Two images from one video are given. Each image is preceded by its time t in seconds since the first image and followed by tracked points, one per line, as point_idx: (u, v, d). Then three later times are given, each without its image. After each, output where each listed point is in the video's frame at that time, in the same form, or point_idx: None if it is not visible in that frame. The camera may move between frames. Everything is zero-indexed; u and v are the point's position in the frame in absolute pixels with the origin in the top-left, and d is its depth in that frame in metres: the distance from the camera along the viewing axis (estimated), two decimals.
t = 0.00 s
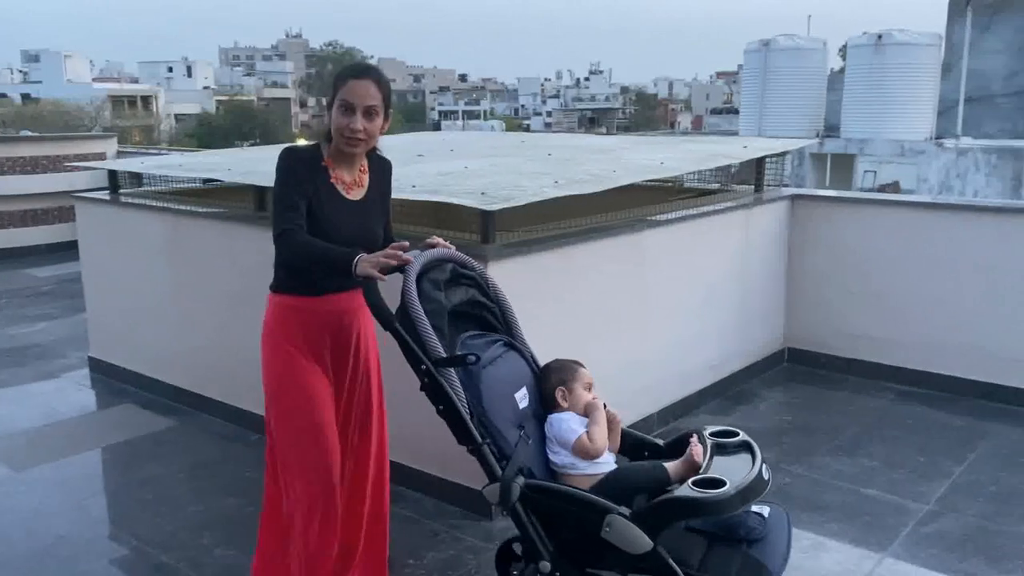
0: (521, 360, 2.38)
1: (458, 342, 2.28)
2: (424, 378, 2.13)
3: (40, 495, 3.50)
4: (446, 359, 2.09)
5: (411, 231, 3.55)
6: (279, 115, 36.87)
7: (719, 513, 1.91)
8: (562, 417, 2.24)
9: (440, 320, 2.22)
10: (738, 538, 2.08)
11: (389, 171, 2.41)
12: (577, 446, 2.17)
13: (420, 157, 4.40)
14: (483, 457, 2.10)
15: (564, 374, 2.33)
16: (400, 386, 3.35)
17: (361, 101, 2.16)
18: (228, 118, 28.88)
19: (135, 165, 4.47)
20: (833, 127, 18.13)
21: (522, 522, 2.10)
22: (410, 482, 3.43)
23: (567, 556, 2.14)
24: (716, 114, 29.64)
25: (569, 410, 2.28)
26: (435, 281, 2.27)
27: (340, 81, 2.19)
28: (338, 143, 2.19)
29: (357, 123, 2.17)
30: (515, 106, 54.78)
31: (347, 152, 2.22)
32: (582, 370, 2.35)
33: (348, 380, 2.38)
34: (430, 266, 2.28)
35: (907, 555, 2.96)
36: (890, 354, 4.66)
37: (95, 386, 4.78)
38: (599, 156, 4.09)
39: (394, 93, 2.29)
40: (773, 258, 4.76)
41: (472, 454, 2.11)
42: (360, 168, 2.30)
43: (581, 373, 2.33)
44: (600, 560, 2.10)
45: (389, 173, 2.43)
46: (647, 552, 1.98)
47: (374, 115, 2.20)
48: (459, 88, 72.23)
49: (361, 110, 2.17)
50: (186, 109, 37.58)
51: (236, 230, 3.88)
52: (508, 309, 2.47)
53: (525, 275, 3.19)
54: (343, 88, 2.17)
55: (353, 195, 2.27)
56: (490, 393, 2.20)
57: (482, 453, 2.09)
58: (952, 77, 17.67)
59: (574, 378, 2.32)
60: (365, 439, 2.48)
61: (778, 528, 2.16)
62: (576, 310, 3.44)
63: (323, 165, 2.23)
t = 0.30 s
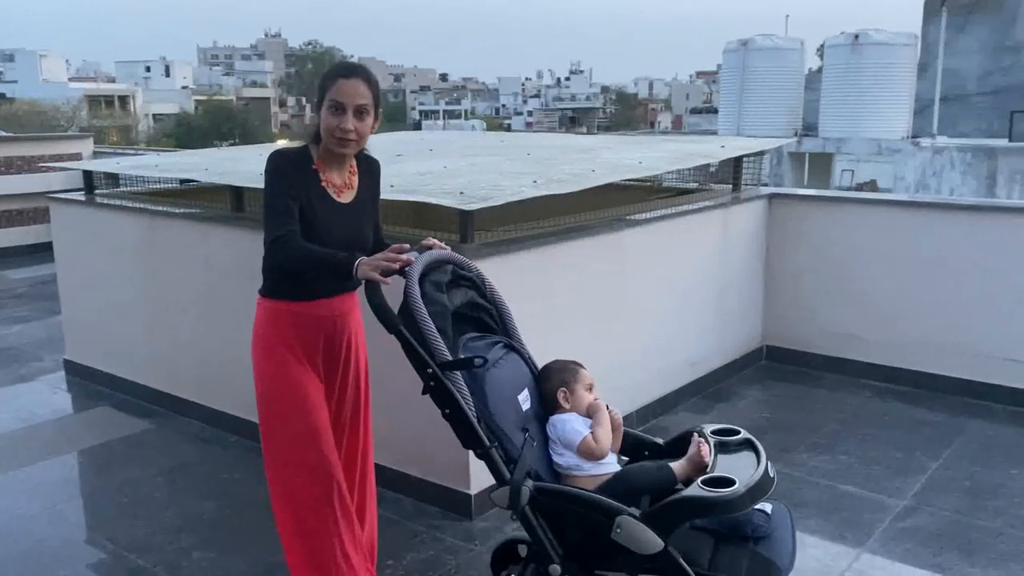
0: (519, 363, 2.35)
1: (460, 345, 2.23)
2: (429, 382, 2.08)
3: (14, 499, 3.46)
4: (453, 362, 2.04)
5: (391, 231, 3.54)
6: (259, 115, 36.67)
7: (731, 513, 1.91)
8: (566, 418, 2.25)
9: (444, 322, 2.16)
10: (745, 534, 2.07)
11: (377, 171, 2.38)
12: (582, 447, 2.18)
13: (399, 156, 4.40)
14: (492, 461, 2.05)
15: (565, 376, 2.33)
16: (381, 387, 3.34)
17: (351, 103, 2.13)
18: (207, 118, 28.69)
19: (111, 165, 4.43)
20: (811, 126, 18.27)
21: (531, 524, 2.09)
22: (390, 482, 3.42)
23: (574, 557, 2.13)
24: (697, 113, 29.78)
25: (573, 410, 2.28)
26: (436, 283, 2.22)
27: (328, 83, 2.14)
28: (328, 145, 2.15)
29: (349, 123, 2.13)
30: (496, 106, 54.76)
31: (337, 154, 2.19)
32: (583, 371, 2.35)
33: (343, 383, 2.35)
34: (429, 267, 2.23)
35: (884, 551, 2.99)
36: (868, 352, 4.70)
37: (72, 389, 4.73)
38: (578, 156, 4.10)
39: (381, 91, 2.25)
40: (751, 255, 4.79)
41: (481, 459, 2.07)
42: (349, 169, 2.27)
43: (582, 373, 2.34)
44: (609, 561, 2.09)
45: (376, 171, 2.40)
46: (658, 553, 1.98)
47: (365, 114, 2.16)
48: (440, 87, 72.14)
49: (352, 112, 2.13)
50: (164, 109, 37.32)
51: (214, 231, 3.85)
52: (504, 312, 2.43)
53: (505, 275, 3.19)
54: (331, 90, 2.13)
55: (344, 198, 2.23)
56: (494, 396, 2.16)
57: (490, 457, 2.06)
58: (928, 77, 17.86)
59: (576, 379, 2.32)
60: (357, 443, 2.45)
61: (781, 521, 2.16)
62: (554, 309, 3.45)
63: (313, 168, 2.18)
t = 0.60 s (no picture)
0: (519, 362, 2.33)
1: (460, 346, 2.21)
2: (431, 384, 2.06)
3: None
4: (456, 364, 2.02)
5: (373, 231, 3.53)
6: (239, 114, 36.50)
7: (736, 509, 1.91)
8: (565, 419, 2.22)
9: (445, 323, 2.14)
10: (746, 530, 2.04)
11: (360, 165, 2.37)
12: (583, 449, 2.17)
13: (379, 155, 4.39)
14: (497, 463, 2.05)
15: (564, 375, 2.29)
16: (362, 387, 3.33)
17: (333, 97, 2.12)
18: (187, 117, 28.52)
19: (88, 165, 4.39)
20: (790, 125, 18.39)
21: (537, 526, 2.08)
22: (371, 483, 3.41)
23: (578, 556, 2.13)
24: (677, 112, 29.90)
25: (572, 411, 2.26)
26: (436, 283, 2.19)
27: (305, 79, 2.13)
28: (315, 142, 2.14)
29: (334, 117, 2.12)
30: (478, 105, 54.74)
31: (325, 151, 2.17)
32: (581, 370, 2.32)
33: (344, 386, 2.31)
34: (429, 268, 2.20)
35: (863, 546, 3.01)
36: (847, 349, 4.73)
37: (48, 391, 4.68)
38: (558, 155, 4.11)
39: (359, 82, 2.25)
40: (730, 254, 4.82)
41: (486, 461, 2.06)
42: (336, 166, 2.26)
43: (581, 373, 2.30)
44: (614, 560, 2.10)
45: (361, 166, 2.39)
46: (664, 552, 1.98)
47: (347, 106, 2.16)
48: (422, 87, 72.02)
49: (336, 106, 2.13)
50: (143, 108, 37.05)
51: (192, 231, 3.82)
52: (501, 312, 2.41)
53: (486, 274, 3.18)
54: (311, 86, 2.12)
55: (335, 195, 2.22)
56: (497, 397, 2.14)
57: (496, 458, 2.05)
58: (905, 77, 18.04)
59: (575, 380, 2.29)
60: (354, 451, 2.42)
61: (782, 517, 2.12)
62: (535, 308, 3.45)
63: (301, 168, 2.16)
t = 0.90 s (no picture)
0: (517, 362, 2.32)
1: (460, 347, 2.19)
2: (434, 385, 2.04)
3: None
4: (459, 364, 2.01)
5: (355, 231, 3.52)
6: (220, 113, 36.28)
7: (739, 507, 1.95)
8: (564, 421, 2.21)
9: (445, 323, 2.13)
10: (749, 527, 2.03)
11: (344, 159, 2.37)
12: (582, 451, 2.17)
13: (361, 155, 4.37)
14: (501, 463, 2.05)
15: (563, 374, 2.27)
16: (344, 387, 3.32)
17: (316, 89, 2.11)
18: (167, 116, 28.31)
19: (66, 165, 4.34)
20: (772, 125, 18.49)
21: (541, 527, 2.08)
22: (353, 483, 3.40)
23: (582, 555, 2.13)
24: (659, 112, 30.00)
25: (570, 411, 2.24)
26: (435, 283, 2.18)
27: (284, 72, 2.12)
28: (300, 137, 2.13)
29: (320, 109, 2.12)
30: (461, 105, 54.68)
31: (312, 146, 2.16)
32: (579, 369, 2.31)
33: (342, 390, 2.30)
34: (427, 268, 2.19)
35: (843, 542, 3.03)
36: (828, 347, 4.77)
37: (26, 393, 4.63)
38: (540, 154, 4.11)
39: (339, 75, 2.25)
40: (712, 252, 4.84)
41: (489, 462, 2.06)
42: (321, 162, 2.25)
43: (578, 373, 2.29)
44: (618, 559, 2.11)
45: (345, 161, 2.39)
46: (667, 551, 2.00)
47: (330, 97, 2.15)
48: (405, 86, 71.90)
49: (320, 98, 2.12)
50: (122, 108, 36.76)
51: (171, 231, 3.79)
52: (497, 311, 2.40)
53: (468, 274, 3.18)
54: (291, 79, 2.11)
55: (324, 192, 2.21)
56: (498, 397, 2.14)
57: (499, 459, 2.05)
58: (884, 77, 18.17)
59: (574, 380, 2.27)
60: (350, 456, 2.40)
61: (779, 514, 2.13)
62: (517, 307, 3.45)
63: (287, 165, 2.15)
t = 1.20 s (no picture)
0: (514, 363, 2.32)
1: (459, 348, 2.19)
2: (436, 386, 2.04)
3: None
4: (461, 364, 2.01)
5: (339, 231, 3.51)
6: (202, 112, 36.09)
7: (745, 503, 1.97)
8: (563, 420, 2.22)
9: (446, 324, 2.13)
10: (749, 525, 2.06)
11: (330, 163, 2.36)
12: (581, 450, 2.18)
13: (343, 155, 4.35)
14: (504, 464, 2.04)
15: (560, 374, 2.28)
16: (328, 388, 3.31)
17: (309, 96, 2.10)
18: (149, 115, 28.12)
19: (46, 164, 4.30)
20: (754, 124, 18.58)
21: (545, 529, 2.06)
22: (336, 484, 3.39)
23: (585, 556, 2.11)
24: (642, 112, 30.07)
25: (568, 411, 2.25)
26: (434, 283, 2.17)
27: (278, 77, 2.10)
28: (288, 142, 2.12)
29: (310, 116, 2.11)
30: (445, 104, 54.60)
31: (299, 152, 2.15)
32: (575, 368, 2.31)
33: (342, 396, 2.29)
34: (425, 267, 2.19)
35: (824, 540, 3.05)
36: (811, 345, 4.80)
37: (4, 394, 4.59)
38: (522, 154, 4.11)
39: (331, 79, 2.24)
40: (694, 252, 4.86)
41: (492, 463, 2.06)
42: (308, 167, 2.24)
43: (576, 372, 2.29)
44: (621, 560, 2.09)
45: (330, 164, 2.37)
46: (670, 550, 2.00)
47: (323, 103, 2.14)
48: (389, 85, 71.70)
49: (312, 105, 2.11)
50: (103, 108, 36.49)
51: (153, 232, 3.77)
52: (492, 310, 2.40)
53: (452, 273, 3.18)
54: (284, 84, 2.09)
55: (310, 197, 2.19)
56: (499, 397, 2.14)
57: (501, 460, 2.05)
58: (865, 77, 18.29)
59: (572, 379, 2.28)
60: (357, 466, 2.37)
61: (777, 511, 2.15)
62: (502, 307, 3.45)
63: (273, 171, 2.14)
